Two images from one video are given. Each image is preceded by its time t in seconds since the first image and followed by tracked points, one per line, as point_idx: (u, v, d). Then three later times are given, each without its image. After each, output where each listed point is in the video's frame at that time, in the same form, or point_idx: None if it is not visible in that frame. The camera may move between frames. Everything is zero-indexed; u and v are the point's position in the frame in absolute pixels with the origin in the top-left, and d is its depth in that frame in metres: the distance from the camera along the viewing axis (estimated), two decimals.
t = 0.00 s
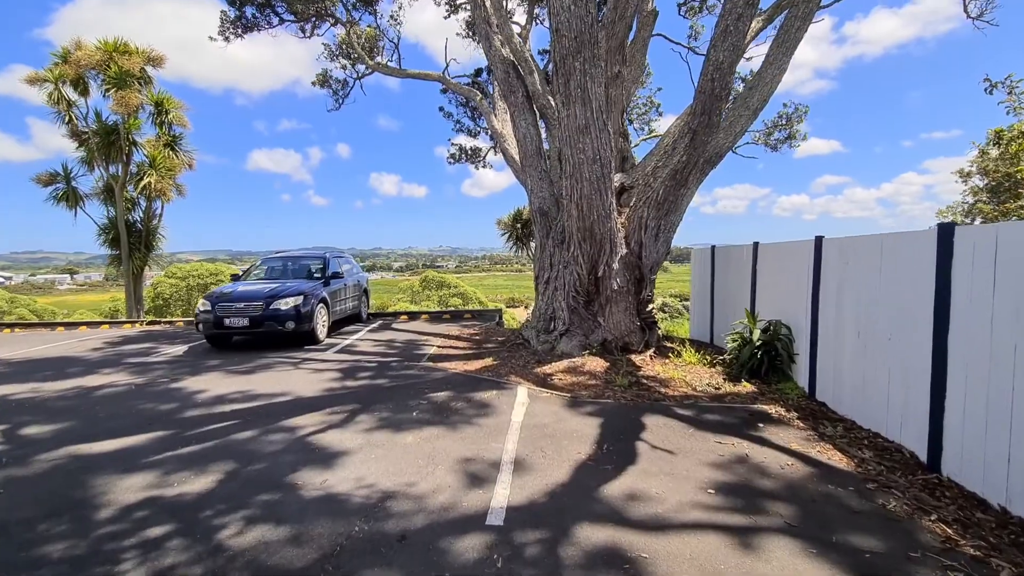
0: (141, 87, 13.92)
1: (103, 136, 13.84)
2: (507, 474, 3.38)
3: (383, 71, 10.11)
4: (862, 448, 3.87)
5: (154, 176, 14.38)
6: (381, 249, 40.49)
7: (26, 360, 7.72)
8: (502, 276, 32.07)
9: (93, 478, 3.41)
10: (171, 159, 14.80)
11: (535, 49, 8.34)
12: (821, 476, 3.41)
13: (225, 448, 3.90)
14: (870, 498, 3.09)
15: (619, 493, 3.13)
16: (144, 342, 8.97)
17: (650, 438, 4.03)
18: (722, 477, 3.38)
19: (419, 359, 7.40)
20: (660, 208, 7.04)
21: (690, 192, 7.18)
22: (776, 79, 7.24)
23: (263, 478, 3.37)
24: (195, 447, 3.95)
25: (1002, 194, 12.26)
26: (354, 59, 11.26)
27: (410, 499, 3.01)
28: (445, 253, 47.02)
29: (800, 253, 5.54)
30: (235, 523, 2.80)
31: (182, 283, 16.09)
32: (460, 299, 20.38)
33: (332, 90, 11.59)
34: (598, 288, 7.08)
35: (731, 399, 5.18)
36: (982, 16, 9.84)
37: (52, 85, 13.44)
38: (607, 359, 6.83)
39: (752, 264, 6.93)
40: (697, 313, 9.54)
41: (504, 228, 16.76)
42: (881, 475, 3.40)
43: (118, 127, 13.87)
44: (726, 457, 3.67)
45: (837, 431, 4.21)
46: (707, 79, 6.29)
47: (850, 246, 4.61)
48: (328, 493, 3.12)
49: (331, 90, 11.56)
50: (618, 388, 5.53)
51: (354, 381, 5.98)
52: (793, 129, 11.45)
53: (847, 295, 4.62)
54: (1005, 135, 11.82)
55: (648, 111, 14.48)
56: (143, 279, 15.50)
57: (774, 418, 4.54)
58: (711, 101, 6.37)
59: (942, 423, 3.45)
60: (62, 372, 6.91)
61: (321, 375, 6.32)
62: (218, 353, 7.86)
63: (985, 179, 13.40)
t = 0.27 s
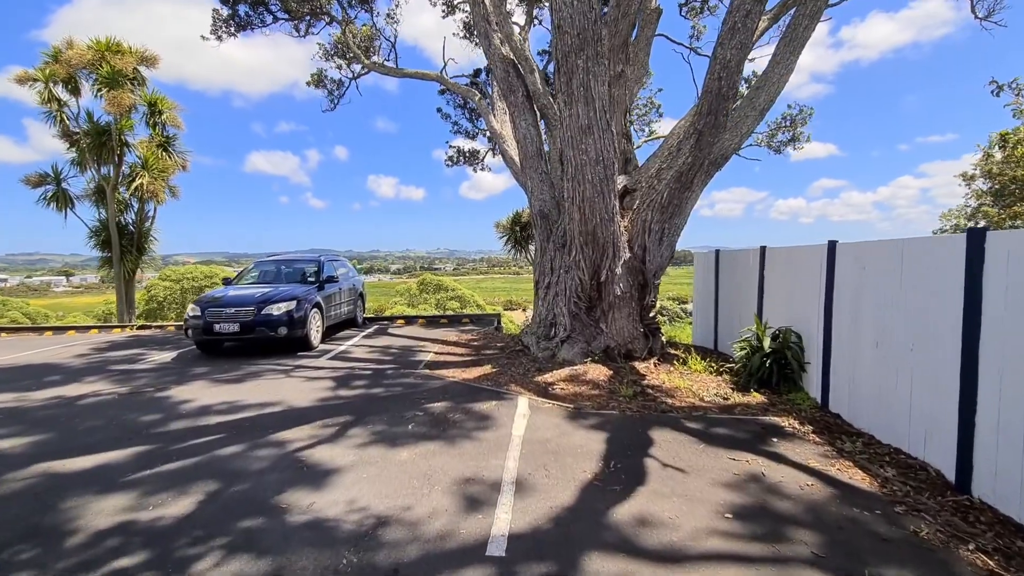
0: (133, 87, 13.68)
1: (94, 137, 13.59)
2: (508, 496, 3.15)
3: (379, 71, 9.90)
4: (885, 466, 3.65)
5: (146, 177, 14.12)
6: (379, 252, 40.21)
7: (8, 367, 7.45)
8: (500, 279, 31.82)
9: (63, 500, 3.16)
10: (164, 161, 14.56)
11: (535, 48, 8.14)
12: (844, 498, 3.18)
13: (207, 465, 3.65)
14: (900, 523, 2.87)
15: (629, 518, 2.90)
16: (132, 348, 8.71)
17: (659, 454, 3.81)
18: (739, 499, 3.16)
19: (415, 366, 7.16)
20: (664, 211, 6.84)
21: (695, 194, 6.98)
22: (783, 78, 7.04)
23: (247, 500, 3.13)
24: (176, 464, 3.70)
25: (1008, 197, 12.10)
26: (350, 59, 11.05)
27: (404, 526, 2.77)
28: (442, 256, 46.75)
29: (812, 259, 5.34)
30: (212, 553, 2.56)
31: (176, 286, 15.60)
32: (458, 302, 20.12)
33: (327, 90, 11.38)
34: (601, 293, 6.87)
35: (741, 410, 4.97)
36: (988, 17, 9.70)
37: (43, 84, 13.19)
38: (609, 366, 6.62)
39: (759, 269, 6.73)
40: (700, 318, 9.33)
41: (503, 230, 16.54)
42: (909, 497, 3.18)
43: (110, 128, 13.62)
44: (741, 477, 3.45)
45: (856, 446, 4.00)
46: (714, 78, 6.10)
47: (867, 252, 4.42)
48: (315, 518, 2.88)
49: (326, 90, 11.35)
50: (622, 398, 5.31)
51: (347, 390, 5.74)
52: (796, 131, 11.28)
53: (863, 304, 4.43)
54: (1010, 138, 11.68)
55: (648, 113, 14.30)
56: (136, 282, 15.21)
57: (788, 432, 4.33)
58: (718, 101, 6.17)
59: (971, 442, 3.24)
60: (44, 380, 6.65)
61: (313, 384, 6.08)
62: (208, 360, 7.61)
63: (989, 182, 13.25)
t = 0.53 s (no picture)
0: (125, 83, 13.42)
1: (85, 134, 13.34)
2: (511, 510, 2.93)
3: (376, 65, 9.68)
4: (910, 476, 3.44)
5: (139, 175, 13.86)
6: (376, 252, 39.96)
7: None
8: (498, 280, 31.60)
9: (30, 514, 2.93)
10: (156, 159, 14.31)
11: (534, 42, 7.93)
12: (871, 512, 2.97)
13: (189, 475, 3.42)
14: (935, 542, 2.66)
15: (642, 535, 2.69)
16: (121, 350, 8.46)
17: (671, 464, 3.59)
18: (759, 513, 2.94)
19: (412, 369, 6.94)
20: (669, 208, 6.63)
21: (701, 191, 6.77)
22: (791, 72, 6.83)
23: (229, 515, 2.90)
24: (155, 474, 3.46)
25: (1014, 197, 11.92)
26: (346, 54, 10.83)
27: (397, 545, 2.55)
28: (440, 257, 46.50)
29: (825, 258, 5.14)
30: None
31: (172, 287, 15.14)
32: (456, 302, 19.86)
33: (322, 86, 11.16)
34: (604, 293, 6.65)
35: (752, 415, 4.75)
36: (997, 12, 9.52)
37: (32, 80, 12.93)
38: (613, 369, 6.40)
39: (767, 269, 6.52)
40: (704, 319, 9.12)
41: (501, 230, 16.31)
42: (941, 511, 2.97)
43: (102, 125, 13.38)
44: (759, 488, 3.24)
45: (878, 455, 3.78)
46: (722, 70, 5.87)
47: (887, 250, 4.22)
48: (301, 535, 2.66)
49: (321, 86, 11.13)
50: (627, 402, 5.09)
51: (341, 394, 5.50)
52: (801, 128, 11.08)
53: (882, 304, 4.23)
54: (1017, 137, 11.50)
55: (649, 110, 14.10)
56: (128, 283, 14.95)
57: (804, 439, 4.11)
58: (726, 94, 5.94)
59: (1004, 452, 3.04)
60: (26, 383, 6.40)
61: (305, 387, 5.84)
62: (198, 362, 7.38)
63: (994, 182, 13.08)
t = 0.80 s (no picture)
0: (135, 83, 13.40)
1: (96, 135, 13.33)
2: (526, 536, 2.68)
3: (385, 61, 9.50)
4: (963, 499, 3.14)
5: (149, 176, 13.82)
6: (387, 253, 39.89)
7: None
8: (509, 281, 31.33)
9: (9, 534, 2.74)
10: (167, 159, 14.29)
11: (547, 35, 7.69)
12: (926, 542, 2.67)
13: (182, 491, 3.21)
14: None
15: (672, 568, 2.42)
16: (128, 353, 8.35)
17: (698, 483, 3.31)
18: (800, 541, 2.66)
19: (421, 374, 6.71)
20: (689, 208, 6.34)
21: (722, 189, 6.47)
22: (818, 63, 6.50)
23: (220, 538, 2.68)
24: (146, 489, 3.26)
25: None
26: (355, 51, 10.67)
27: None
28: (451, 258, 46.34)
29: (858, 259, 4.82)
30: None
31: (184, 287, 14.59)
32: (466, 304, 19.62)
33: (332, 84, 11.02)
34: (620, 296, 6.38)
35: (781, 428, 4.44)
36: None
37: (44, 81, 12.96)
38: (629, 375, 6.12)
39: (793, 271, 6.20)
40: (723, 322, 8.80)
41: (513, 231, 16.06)
42: (1005, 542, 2.67)
43: (113, 126, 13.37)
44: (798, 513, 2.95)
45: (925, 474, 3.47)
46: (746, 61, 5.60)
47: (930, 251, 3.91)
48: (296, 564, 2.43)
49: (331, 84, 10.99)
50: (646, 412, 4.81)
51: (347, 401, 5.29)
52: (823, 123, 10.69)
53: (926, 309, 3.92)
54: None
55: (664, 107, 13.80)
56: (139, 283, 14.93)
57: (840, 455, 3.80)
58: (750, 86, 5.66)
59: None
60: (28, 386, 6.28)
61: (310, 393, 5.64)
62: (203, 366, 7.22)
63: None
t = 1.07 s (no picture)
0: (149, 83, 13.38)
1: (110, 135, 13.33)
2: (550, 566, 2.42)
3: (397, 57, 9.30)
4: None
5: (162, 176, 13.80)
6: (399, 253, 39.86)
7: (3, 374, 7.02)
8: (521, 281, 31.06)
9: None
10: (180, 159, 14.26)
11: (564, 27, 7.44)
12: None
13: (180, 508, 3.01)
14: None
15: None
16: (138, 354, 8.24)
17: (736, 505, 3.04)
18: None
19: (434, 378, 6.48)
20: (714, 205, 6.03)
21: (749, 186, 6.16)
22: (852, 53, 6.16)
23: (216, 563, 2.47)
24: (142, 505, 3.07)
25: None
26: (367, 48, 10.49)
27: None
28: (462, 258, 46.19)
29: (900, 260, 4.49)
30: None
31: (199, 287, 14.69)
32: (478, 304, 19.37)
33: (344, 81, 10.86)
34: (641, 298, 6.09)
35: (819, 441, 4.13)
36: None
37: (59, 82, 12.97)
38: (651, 381, 5.84)
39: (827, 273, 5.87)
40: (746, 325, 8.46)
41: (526, 230, 15.80)
42: None
43: (126, 125, 13.35)
44: (851, 541, 2.66)
45: (988, 497, 3.15)
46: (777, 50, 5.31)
47: (986, 250, 3.60)
48: None
49: (343, 81, 10.83)
50: (673, 422, 4.53)
51: (357, 408, 5.08)
52: (849, 119, 10.26)
53: (982, 314, 3.60)
54: None
55: (682, 103, 13.46)
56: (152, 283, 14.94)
57: (889, 472, 3.49)
58: (782, 77, 5.35)
59: None
60: (35, 389, 6.17)
61: (319, 398, 5.44)
62: (212, 368, 7.07)
63: None
